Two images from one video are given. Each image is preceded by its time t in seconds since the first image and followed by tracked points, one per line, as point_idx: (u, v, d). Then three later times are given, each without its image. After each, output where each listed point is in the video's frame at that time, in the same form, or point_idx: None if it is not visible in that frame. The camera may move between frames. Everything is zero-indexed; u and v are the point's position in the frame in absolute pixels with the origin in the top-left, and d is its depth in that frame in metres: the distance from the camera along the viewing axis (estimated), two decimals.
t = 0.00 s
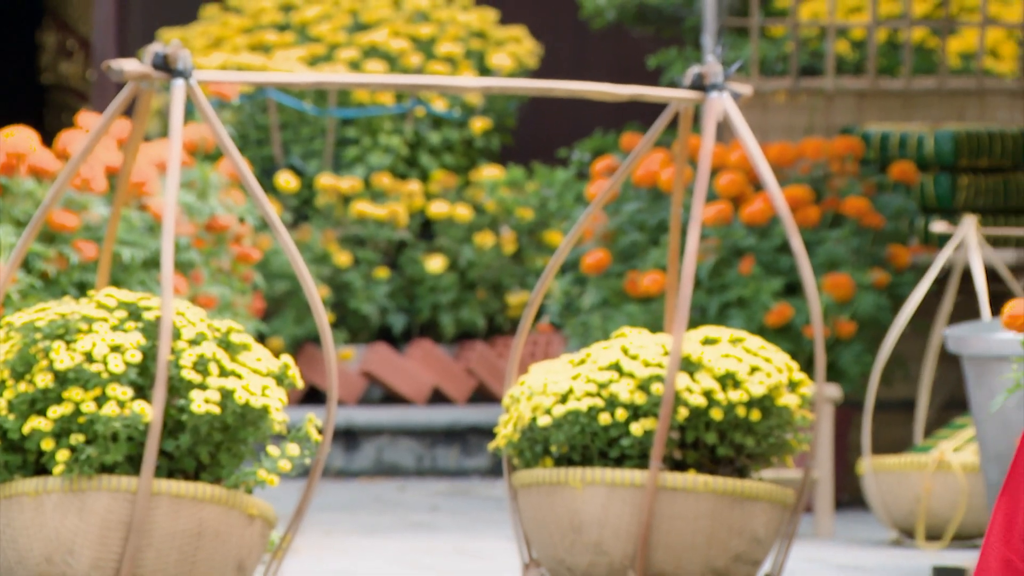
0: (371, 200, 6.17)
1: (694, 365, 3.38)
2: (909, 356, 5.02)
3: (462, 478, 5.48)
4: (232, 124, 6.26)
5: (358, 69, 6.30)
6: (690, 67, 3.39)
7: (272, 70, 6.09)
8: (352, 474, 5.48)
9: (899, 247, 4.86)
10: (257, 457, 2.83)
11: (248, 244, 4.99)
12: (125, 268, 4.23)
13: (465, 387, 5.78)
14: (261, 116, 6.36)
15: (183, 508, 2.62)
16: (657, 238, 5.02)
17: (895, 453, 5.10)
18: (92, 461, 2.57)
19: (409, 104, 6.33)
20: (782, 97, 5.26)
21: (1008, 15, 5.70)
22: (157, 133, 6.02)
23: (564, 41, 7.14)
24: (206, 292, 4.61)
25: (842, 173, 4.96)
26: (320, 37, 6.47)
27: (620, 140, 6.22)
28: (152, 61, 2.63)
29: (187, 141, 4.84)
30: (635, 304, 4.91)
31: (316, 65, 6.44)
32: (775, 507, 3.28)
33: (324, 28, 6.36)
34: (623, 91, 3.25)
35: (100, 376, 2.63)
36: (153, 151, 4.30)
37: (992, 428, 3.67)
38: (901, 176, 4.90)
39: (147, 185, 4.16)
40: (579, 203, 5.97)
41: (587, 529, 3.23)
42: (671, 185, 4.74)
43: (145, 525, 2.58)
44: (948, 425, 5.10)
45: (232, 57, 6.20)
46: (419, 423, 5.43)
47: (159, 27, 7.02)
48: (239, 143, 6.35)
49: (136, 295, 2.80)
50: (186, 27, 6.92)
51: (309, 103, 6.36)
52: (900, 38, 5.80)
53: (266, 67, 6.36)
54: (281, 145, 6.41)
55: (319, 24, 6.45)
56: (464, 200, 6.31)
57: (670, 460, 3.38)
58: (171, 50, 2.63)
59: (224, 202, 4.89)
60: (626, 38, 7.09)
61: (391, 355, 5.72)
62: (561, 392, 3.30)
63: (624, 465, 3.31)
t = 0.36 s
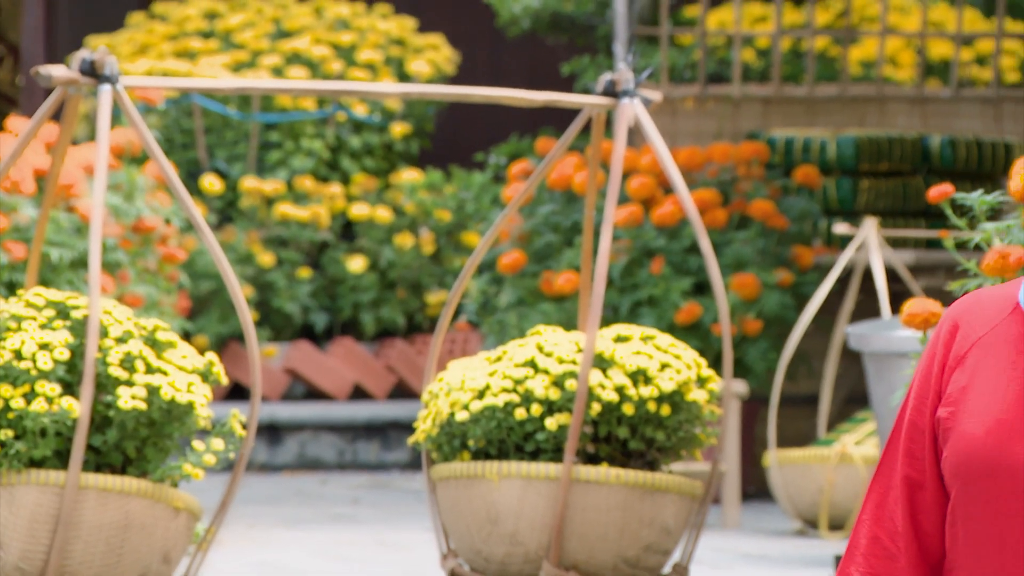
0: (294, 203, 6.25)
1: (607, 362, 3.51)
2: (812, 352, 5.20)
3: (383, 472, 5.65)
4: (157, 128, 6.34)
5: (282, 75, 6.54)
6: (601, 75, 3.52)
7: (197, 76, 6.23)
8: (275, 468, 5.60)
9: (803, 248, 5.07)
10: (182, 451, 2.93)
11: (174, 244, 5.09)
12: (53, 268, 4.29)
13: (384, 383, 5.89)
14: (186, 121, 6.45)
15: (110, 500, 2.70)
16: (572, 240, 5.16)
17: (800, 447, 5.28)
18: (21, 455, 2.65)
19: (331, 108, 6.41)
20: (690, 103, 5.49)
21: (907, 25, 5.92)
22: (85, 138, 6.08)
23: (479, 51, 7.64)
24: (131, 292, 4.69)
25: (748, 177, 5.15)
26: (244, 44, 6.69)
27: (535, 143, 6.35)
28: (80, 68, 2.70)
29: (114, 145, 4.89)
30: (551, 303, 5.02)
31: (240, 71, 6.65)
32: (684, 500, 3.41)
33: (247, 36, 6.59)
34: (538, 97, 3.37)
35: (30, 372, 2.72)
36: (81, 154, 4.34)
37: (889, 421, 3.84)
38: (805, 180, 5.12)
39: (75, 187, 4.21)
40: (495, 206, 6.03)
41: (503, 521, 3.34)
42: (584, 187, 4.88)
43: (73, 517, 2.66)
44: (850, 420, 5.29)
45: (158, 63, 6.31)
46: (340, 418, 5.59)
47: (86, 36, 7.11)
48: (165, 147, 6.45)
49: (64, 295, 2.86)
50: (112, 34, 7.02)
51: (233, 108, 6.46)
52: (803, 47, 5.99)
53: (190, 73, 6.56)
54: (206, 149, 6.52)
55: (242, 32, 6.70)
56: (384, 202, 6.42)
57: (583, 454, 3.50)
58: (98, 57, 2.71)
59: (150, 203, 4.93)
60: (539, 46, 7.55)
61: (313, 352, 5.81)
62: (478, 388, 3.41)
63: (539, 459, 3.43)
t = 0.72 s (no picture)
0: (226, 205, 6.32)
1: (530, 359, 3.63)
2: (727, 350, 5.38)
3: (313, 465, 5.79)
4: (92, 132, 6.40)
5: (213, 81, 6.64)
6: (525, 81, 3.63)
7: (131, 81, 6.32)
8: (207, 462, 5.72)
9: (719, 249, 5.25)
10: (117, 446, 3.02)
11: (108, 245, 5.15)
12: None
13: (315, 379, 6.01)
14: (120, 126, 6.53)
15: (47, 493, 2.78)
16: (496, 241, 5.27)
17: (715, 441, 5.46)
18: None
19: (262, 114, 6.48)
20: (610, 110, 5.68)
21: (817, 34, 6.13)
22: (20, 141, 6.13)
23: (406, 58, 7.85)
24: (68, 291, 4.72)
25: (666, 180, 5.33)
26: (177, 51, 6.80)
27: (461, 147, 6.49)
28: (16, 73, 2.78)
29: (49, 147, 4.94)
30: (475, 302, 5.14)
31: (173, 77, 6.75)
32: (604, 492, 3.54)
33: (180, 43, 6.68)
34: (463, 103, 3.48)
35: None
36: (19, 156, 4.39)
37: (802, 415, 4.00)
38: (720, 183, 5.28)
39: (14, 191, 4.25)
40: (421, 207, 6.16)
41: (429, 513, 3.46)
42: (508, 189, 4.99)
43: (10, 510, 2.73)
44: (763, 414, 5.48)
45: (93, 69, 6.40)
46: (272, 413, 5.71)
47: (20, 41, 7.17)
48: (100, 150, 6.51)
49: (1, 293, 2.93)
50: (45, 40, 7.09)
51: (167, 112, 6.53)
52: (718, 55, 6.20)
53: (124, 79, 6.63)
54: (140, 152, 6.58)
55: (175, 39, 6.79)
56: (314, 205, 6.51)
57: (507, 448, 3.61)
58: (34, 62, 2.78)
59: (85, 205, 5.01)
60: (464, 54, 7.79)
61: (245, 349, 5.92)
62: (405, 385, 3.51)
63: (464, 453, 3.54)
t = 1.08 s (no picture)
0: (163, 207, 6.41)
1: (456, 354, 3.77)
2: (645, 345, 5.59)
3: (247, 457, 5.93)
4: (32, 136, 6.49)
5: (150, 87, 6.77)
6: (450, 88, 3.78)
7: (70, 87, 6.46)
8: (143, 454, 5.83)
9: (636, 249, 5.52)
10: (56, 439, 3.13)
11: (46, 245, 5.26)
12: None
13: (248, 374, 6.18)
14: (60, 129, 6.60)
15: None
16: (423, 241, 5.41)
17: (634, 433, 5.67)
18: None
19: (197, 118, 6.56)
20: (532, 115, 5.91)
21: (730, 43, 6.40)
22: None
23: (337, 64, 8.04)
24: (8, 289, 4.87)
25: (586, 182, 5.54)
26: (114, 57, 6.92)
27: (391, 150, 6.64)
28: None
29: None
30: (404, 300, 5.28)
31: (111, 83, 6.87)
32: (527, 482, 3.70)
33: (117, 50, 6.79)
34: (391, 108, 3.62)
35: None
36: None
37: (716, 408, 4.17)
38: (637, 186, 5.52)
39: None
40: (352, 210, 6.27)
41: (359, 502, 3.60)
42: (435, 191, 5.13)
43: None
44: (679, 407, 5.70)
45: (31, 75, 6.52)
46: (205, 407, 5.85)
47: None
48: (39, 153, 6.58)
49: None
50: None
51: (104, 117, 6.62)
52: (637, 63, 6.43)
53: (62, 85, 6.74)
54: (79, 156, 6.67)
55: (113, 47, 6.88)
56: (248, 207, 6.61)
57: (434, 439, 3.77)
58: None
59: (25, 206, 5.14)
60: (394, 61, 7.98)
61: (181, 345, 6.08)
62: (336, 379, 3.66)
63: (393, 445, 3.69)
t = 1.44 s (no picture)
0: (108, 206, 6.69)
1: (388, 346, 3.97)
2: (567, 338, 5.88)
3: (189, 444, 6.22)
4: None
5: (95, 92, 7.04)
6: (382, 93, 3.99)
7: (18, 92, 6.71)
8: (89, 442, 6.13)
9: (559, 246, 5.79)
10: (5, 426, 3.30)
11: None
12: None
13: (190, 365, 6.45)
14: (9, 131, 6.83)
15: None
16: (357, 239, 5.59)
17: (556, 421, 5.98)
18: None
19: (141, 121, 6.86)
20: (460, 120, 6.19)
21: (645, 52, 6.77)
22: None
23: (274, 68, 8.28)
24: None
25: (511, 184, 5.77)
26: (60, 64, 7.18)
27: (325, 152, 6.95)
28: None
29: None
30: (338, 295, 5.48)
31: (57, 88, 7.13)
32: (456, 467, 3.90)
33: (64, 57, 7.07)
34: (327, 113, 3.82)
35: None
36: None
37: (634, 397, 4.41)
38: (561, 187, 5.80)
39: None
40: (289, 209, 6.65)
41: (295, 487, 3.79)
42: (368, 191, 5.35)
43: None
44: (599, 396, 6.01)
45: None
46: (149, 396, 6.13)
47: None
48: None
49: None
50: None
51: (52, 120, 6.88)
52: (558, 71, 6.78)
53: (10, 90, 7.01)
54: (27, 157, 6.91)
55: (60, 54, 7.13)
56: (189, 205, 6.91)
57: (367, 427, 3.97)
58: None
59: None
60: (327, 69, 8.25)
61: (125, 338, 6.35)
62: (273, 369, 3.84)
63: (327, 432, 3.89)
